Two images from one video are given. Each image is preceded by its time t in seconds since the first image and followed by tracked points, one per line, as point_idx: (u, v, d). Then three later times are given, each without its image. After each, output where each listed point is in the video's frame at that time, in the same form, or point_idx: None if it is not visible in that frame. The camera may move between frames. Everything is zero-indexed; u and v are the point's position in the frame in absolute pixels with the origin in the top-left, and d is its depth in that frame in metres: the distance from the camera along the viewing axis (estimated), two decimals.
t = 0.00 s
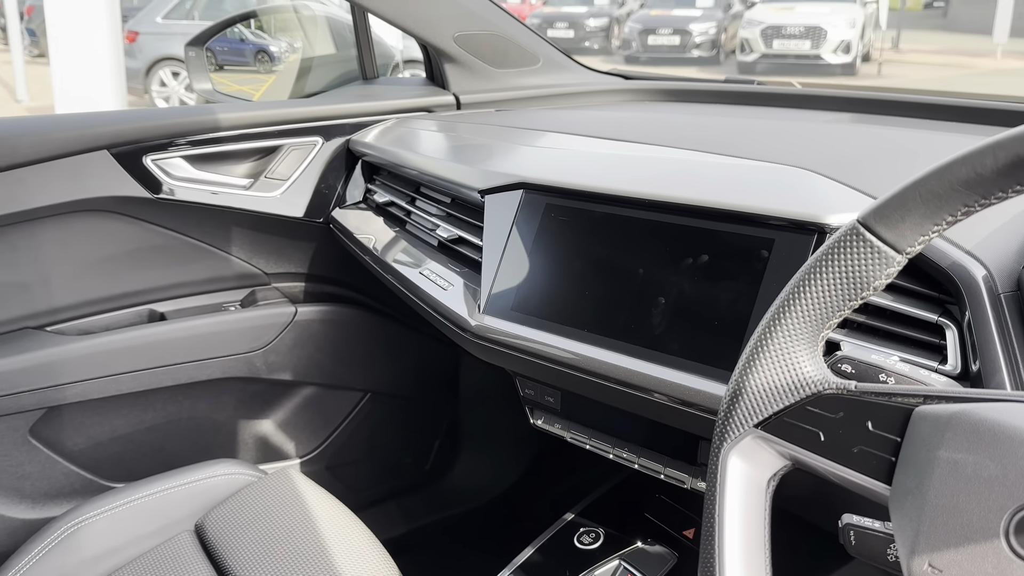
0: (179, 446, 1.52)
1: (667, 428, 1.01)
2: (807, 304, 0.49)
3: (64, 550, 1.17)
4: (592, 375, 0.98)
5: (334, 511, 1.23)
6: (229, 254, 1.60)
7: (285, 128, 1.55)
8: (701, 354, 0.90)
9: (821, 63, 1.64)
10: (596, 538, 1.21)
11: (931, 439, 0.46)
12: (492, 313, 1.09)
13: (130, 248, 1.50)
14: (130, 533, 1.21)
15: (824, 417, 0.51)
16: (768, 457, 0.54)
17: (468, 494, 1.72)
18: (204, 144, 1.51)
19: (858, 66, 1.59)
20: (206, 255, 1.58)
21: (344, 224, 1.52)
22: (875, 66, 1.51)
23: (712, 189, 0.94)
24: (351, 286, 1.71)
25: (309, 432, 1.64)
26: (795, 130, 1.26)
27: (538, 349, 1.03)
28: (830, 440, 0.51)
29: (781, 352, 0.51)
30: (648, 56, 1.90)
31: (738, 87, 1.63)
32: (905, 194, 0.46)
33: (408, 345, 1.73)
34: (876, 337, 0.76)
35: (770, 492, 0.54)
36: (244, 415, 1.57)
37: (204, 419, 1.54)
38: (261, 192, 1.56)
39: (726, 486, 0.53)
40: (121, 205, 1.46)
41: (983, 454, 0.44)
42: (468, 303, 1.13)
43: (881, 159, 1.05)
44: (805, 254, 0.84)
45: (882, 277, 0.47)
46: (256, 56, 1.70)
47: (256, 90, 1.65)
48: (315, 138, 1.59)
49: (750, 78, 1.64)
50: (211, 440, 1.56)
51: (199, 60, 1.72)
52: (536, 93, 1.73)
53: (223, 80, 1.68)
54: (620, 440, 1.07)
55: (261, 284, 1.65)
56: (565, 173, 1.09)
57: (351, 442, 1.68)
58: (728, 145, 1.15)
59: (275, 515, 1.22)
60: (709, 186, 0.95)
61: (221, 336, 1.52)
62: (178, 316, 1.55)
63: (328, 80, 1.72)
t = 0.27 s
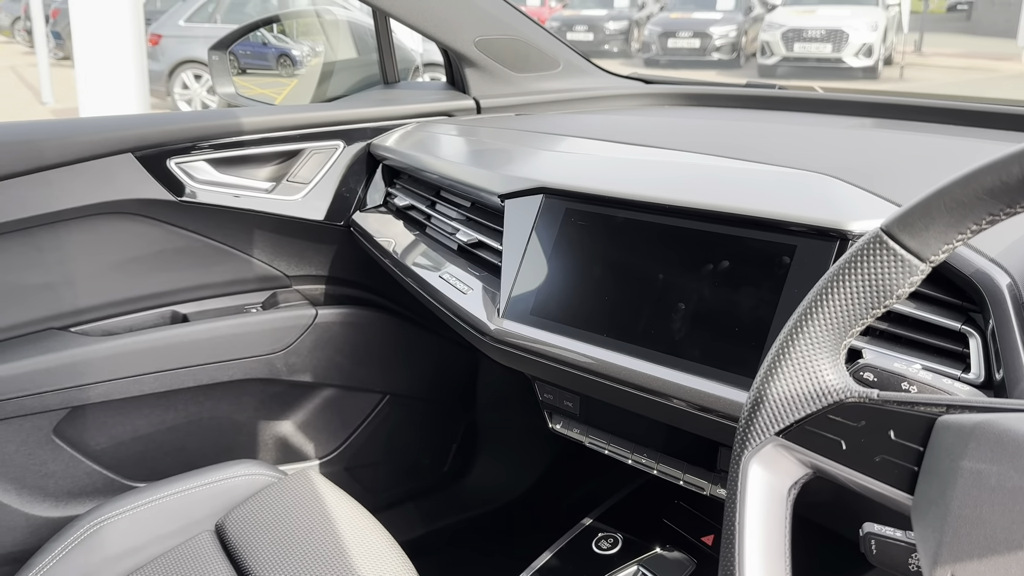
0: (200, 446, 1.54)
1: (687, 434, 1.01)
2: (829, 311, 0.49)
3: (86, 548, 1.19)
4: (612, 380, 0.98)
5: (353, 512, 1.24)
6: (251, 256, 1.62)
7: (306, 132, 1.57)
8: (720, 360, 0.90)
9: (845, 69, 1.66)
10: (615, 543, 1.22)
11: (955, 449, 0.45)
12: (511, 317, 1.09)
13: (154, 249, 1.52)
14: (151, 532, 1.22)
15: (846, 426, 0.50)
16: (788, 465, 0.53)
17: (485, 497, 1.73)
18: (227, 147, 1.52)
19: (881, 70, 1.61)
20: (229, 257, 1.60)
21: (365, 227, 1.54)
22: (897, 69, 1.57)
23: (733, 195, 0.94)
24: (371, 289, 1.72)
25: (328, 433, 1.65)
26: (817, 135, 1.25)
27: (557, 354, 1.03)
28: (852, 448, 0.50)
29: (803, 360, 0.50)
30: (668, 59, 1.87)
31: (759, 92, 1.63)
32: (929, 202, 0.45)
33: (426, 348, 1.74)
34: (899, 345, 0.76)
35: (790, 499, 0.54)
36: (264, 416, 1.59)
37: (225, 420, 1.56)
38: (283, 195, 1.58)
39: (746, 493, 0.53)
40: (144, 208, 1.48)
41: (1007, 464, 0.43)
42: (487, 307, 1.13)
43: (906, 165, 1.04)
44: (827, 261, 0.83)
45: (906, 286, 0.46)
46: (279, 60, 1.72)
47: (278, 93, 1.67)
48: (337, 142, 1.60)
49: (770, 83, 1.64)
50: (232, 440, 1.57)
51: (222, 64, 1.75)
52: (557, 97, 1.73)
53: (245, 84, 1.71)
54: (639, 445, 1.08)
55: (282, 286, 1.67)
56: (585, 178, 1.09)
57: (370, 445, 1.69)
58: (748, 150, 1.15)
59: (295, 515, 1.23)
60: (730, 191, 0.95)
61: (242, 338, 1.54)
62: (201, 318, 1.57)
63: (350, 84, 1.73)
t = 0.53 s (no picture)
0: (221, 445, 1.57)
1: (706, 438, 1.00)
2: (851, 317, 0.49)
3: (109, 546, 1.20)
4: (632, 385, 0.98)
5: (371, 512, 1.26)
6: (273, 258, 1.64)
7: (328, 134, 1.58)
8: (741, 365, 0.90)
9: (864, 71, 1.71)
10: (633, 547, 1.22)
11: (977, 457, 0.45)
12: (531, 320, 1.09)
13: (178, 250, 1.54)
14: (173, 530, 1.24)
15: (868, 432, 0.50)
16: (809, 471, 0.53)
17: (503, 499, 1.74)
18: (250, 150, 1.54)
19: (903, 72, 1.66)
20: (251, 258, 1.62)
21: (385, 229, 1.55)
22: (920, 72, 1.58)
23: (755, 199, 0.94)
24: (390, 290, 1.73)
25: (348, 433, 1.68)
26: (839, 140, 1.24)
27: (576, 357, 1.03)
28: (874, 455, 0.50)
29: (825, 366, 0.50)
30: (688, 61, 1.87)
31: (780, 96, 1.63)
32: (954, 207, 0.45)
33: (445, 350, 1.75)
34: (921, 351, 0.76)
35: (811, 507, 0.53)
36: (285, 416, 1.61)
37: (247, 420, 1.58)
38: (304, 198, 1.60)
39: (767, 500, 0.53)
40: (168, 209, 1.50)
41: None
42: (507, 310, 1.13)
43: (929, 169, 1.04)
44: (850, 266, 0.83)
45: (930, 292, 0.46)
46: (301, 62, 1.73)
47: (300, 96, 1.70)
48: (358, 145, 1.61)
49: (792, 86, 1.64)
50: (253, 440, 1.59)
51: (246, 66, 1.75)
52: (577, 100, 1.74)
53: (269, 87, 1.73)
54: (659, 450, 1.07)
55: (304, 287, 1.69)
56: (605, 181, 1.09)
57: (388, 445, 1.71)
58: (770, 154, 1.15)
59: (314, 515, 1.24)
60: (751, 195, 0.95)
61: (264, 338, 1.55)
62: (223, 318, 1.59)
63: (372, 87, 1.74)
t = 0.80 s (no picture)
0: (241, 444, 1.59)
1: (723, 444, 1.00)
2: (868, 327, 0.49)
3: (129, 545, 1.22)
4: (649, 390, 0.98)
5: (387, 513, 1.27)
6: (294, 260, 1.65)
7: (348, 138, 1.60)
8: (758, 372, 0.90)
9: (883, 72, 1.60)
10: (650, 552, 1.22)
11: (995, 469, 0.45)
12: (548, 324, 1.10)
13: (200, 252, 1.56)
14: (192, 530, 1.25)
15: (884, 442, 0.50)
16: (825, 480, 0.52)
17: (520, 502, 1.75)
18: (272, 153, 1.56)
19: (925, 75, 1.57)
20: (272, 260, 1.64)
21: (404, 232, 1.56)
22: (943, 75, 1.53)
23: (773, 205, 0.93)
24: (409, 293, 1.74)
25: (366, 435, 1.69)
26: (859, 145, 1.23)
27: (592, 361, 1.03)
28: (890, 465, 0.50)
29: (841, 375, 0.50)
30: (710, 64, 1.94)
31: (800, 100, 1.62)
32: (972, 217, 0.44)
33: (463, 352, 1.76)
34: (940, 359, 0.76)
35: (827, 514, 0.53)
36: (304, 416, 1.63)
37: (266, 420, 1.60)
38: (325, 201, 1.61)
39: (783, 508, 0.52)
40: (190, 212, 1.52)
41: None
42: (524, 314, 1.14)
43: (952, 176, 1.03)
44: (870, 273, 0.82)
45: (947, 302, 0.46)
46: (323, 66, 1.75)
47: (321, 99, 1.71)
48: (378, 148, 1.63)
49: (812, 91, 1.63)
50: (272, 440, 1.61)
51: (268, 70, 1.76)
52: (596, 104, 1.74)
53: (291, 90, 1.72)
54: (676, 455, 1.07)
55: (323, 289, 1.70)
56: (623, 186, 1.09)
57: (405, 447, 1.72)
58: (790, 159, 1.14)
59: (331, 515, 1.25)
60: (769, 201, 0.95)
61: (283, 339, 1.57)
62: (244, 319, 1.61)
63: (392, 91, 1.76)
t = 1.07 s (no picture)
0: (261, 440, 1.61)
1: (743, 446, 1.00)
2: (893, 329, 0.48)
3: (151, 540, 1.24)
4: (668, 392, 0.98)
5: (405, 511, 1.28)
6: (315, 259, 1.67)
7: (369, 138, 1.61)
8: (780, 375, 0.89)
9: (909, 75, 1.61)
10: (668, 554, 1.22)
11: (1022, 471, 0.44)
12: (568, 324, 1.10)
13: (223, 251, 1.58)
14: (213, 525, 1.27)
15: (908, 444, 0.50)
16: (848, 482, 0.52)
17: (538, 502, 1.75)
18: (294, 153, 1.57)
19: (950, 77, 1.58)
20: (293, 259, 1.65)
21: (425, 231, 1.56)
22: (969, 78, 1.56)
23: (796, 207, 0.93)
24: (429, 292, 1.75)
25: (385, 433, 1.70)
26: (884, 148, 1.22)
27: (611, 362, 1.03)
28: (914, 467, 0.50)
29: (865, 377, 0.49)
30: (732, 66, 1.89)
31: (823, 101, 1.61)
32: (1001, 218, 0.44)
33: (482, 352, 1.76)
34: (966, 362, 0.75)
35: (848, 517, 0.52)
36: (324, 414, 1.65)
37: (287, 417, 1.62)
38: (346, 200, 1.62)
39: (804, 509, 0.52)
40: (213, 210, 1.53)
41: None
42: (544, 314, 1.14)
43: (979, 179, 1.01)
44: (894, 276, 0.82)
45: (974, 305, 0.45)
46: (345, 67, 1.76)
47: (343, 99, 1.72)
48: (400, 148, 1.64)
49: (836, 91, 1.60)
50: (291, 437, 1.64)
51: (291, 70, 1.77)
52: (617, 105, 1.73)
53: (313, 90, 1.73)
54: (695, 457, 1.07)
55: (344, 288, 1.71)
56: (644, 187, 1.09)
57: (423, 446, 1.74)
58: (813, 161, 1.13)
59: (351, 512, 1.26)
60: (793, 203, 0.94)
61: (304, 338, 1.58)
62: (265, 317, 1.62)
63: (414, 92, 1.77)
